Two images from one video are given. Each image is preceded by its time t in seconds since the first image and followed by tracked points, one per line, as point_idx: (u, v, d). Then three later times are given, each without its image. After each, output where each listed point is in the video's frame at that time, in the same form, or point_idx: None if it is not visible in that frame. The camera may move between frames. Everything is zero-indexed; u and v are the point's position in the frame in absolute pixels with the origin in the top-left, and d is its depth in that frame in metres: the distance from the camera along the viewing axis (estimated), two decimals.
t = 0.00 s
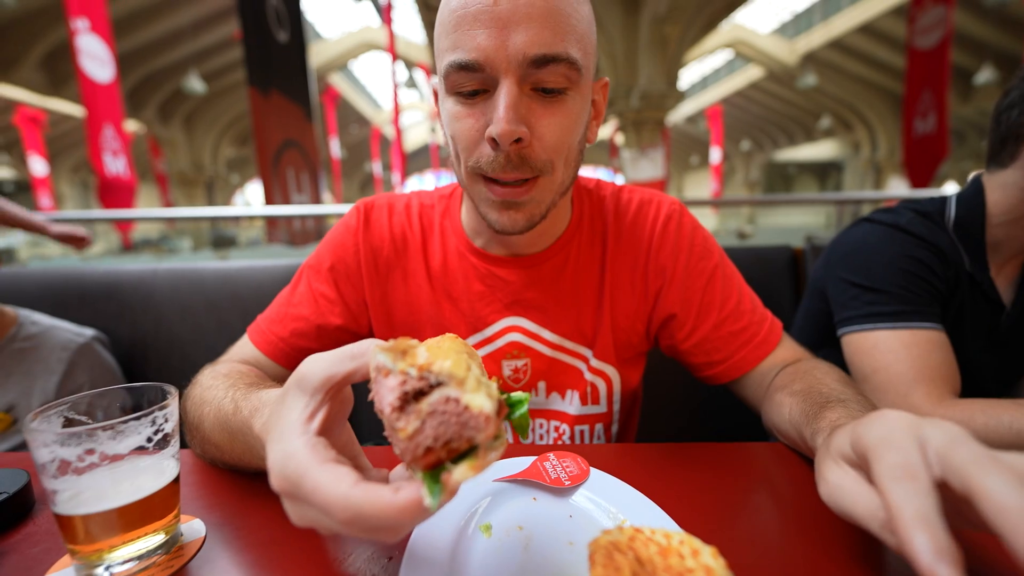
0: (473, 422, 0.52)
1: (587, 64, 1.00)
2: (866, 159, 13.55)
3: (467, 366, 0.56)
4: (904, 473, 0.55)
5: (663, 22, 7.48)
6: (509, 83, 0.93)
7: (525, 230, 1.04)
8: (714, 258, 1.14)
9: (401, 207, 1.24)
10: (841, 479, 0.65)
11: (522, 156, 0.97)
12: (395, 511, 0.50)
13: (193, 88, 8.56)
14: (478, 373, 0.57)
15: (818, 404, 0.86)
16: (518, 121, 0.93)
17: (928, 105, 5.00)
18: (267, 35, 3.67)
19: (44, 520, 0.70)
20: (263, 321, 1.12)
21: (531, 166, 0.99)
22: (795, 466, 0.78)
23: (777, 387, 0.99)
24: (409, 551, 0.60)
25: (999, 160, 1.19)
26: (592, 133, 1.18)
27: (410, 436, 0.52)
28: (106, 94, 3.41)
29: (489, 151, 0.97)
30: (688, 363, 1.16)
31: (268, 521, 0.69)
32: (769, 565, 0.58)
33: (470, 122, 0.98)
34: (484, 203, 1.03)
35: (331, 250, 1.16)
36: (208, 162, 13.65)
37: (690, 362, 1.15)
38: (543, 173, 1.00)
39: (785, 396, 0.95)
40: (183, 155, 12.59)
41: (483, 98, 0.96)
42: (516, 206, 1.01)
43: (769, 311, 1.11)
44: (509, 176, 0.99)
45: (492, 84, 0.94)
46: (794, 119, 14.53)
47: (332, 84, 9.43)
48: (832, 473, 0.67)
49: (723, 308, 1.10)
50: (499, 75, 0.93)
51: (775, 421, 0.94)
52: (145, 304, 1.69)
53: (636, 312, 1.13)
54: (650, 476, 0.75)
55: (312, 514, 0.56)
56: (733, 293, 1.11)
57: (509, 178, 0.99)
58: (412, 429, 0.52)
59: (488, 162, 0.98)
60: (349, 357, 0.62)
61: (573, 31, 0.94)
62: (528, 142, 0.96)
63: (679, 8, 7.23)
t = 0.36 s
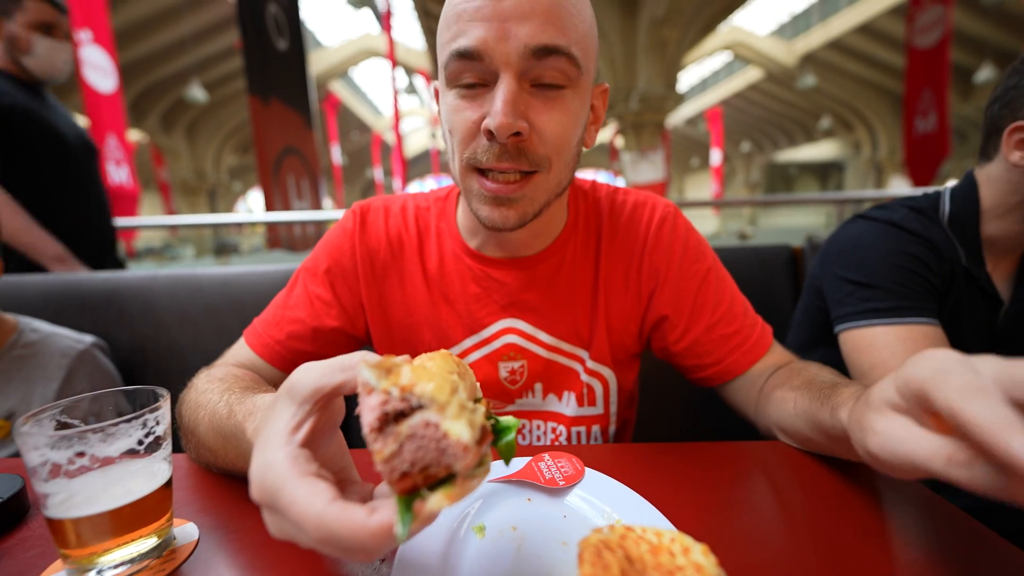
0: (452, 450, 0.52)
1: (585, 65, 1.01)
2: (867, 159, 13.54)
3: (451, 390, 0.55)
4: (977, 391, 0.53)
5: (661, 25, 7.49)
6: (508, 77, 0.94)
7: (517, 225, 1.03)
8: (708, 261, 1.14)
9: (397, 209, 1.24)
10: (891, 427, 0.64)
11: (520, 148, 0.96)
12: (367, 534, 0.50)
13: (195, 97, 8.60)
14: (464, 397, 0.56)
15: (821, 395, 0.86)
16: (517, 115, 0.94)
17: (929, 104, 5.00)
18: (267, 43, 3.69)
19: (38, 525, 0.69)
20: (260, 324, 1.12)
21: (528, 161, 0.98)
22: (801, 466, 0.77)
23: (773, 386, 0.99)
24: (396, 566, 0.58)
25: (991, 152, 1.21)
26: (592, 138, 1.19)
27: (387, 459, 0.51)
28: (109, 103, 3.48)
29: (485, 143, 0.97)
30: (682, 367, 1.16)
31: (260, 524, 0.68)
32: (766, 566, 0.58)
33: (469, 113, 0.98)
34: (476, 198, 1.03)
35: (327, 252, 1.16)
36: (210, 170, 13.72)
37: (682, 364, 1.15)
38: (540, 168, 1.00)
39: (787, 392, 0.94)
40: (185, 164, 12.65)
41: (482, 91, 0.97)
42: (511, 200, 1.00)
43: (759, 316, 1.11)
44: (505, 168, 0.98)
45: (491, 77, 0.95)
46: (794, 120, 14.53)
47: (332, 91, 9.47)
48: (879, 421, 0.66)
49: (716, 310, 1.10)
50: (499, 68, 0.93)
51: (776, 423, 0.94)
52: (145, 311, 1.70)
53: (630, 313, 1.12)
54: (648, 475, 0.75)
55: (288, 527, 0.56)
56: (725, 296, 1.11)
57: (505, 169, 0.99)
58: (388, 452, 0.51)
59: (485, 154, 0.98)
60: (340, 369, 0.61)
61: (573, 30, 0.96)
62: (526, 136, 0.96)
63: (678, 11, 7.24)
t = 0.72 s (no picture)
0: (451, 465, 0.52)
1: (564, 49, 1.01)
2: (868, 160, 13.53)
3: (453, 405, 0.55)
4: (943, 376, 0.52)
5: (660, 28, 7.50)
6: (486, 73, 0.94)
7: (515, 226, 1.03)
8: (707, 262, 1.13)
9: (395, 210, 1.24)
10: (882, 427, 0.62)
11: (505, 146, 0.97)
12: (362, 547, 0.50)
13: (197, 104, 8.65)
14: (465, 412, 0.56)
15: (819, 395, 0.86)
16: (499, 111, 0.94)
17: (930, 104, 5.00)
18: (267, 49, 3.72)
19: (34, 529, 0.69)
20: (257, 326, 1.12)
21: (515, 157, 0.98)
22: (807, 469, 0.76)
23: (773, 386, 0.99)
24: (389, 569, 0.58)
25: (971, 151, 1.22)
26: (580, 128, 1.19)
27: (386, 471, 0.51)
28: (114, 111, 3.45)
29: (470, 143, 0.97)
30: (682, 369, 1.15)
31: (258, 527, 0.68)
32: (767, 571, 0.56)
33: (451, 114, 0.99)
34: (469, 201, 1.02)
35: (325, 254, 1.16)
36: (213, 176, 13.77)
37: (680, 366, 1.14)
38: (529, 163, 0.99)
39: (785, 392, 0.94)
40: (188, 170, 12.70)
41: (462, 91, 0.98)
42: (502, 198, 1.00)
43: (760, 316, 1.10)
44: (494, 166, 0.98)
45: (470, 74, 0.96)
46: (795, 121, 14.54)
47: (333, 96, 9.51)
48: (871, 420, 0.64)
49: (715, 311, 1.09)
50: (477, 65, 0.94)
51: (776, 423, 0.93)
52: (146, 314, 1.70)
53: (628, 315, 1.12)
54: (647, 475, 0.74)
55: (283, 537, 0.55)
56: (724, 297, 1.10)
57: (494, 167, 0.98)
58: (388, 464, 0.51)
59: (471, 154, 0.98)
60: (343, 377, 0.60)
61: (546, 14, 0.96)
62: (511, 131, 0.96)
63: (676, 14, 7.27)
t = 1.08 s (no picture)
0: (470, 476, 0.51)
1: (540, 45, 1.00)
2: (870, 159, 13.51)
3: (471, 417, 0.54)
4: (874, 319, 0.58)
5: (660, 28, 7.50)
6: (461, 72, 0.94)
7: (497, 227, 1.02)
8: (704, 266, 1.12)
9: (393, 213, 1.24)
10: (818, 386, 0.66)
11: (485, 143, 0.95)
12: (379, 556, 0.50)
13: (198, 107, 8.68)
14: (483, 424, 0.55)
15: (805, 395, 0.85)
16: (474, 109, 0.93)
17: (932, 102, 4.99)
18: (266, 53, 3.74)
19: (33, 533, 0.69)
20: (253, 328, 1.12)
21: (496, 154, 0.97)
22: (811, 472, 0.75)
23: (763, 391, 0.99)
24: None
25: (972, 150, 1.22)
26: (564, 126, 1.18)
27: (405, 482, 0.51)
28: (115, 114, 3.48)
29: (447, 144, 0.97)
30: (679, 374, 1.15)
31: (257, 531, 0.68)
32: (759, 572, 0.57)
33: (429, 116, 0.98)
34: (450, 202, 1.01)
35: (322, 257, 1.16)
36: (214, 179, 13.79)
37: (677, 371, 1.15)
38: (509, 161, 0.98)
39: (775, 395, 0.94)
40: (189, 173, 12.72)
41: (438, 93, 0.98)
42: (481, 197, 0.99)
43: (760, 319, 1.09)
44: (472, 164, 0.97)
45: (445, 76, 0.96)
46: (796, 121, 14.52)
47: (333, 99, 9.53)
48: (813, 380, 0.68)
49: (712, 317, 1.08)
50: (450, 65, 0.94)
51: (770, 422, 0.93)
52: (146, 318, 1.70)
53: (622, 319, 1.12)
54: (644, 477, 0.74)
55: (297, 544, 0.56)
56: (722, 301, 1.09)
57: (471, 166, 0.97)
58: (408, 476, 0.51)
59: (449, 154, 0.97)
60: (357, 388, 0.60)
61: (518, 11, 0.96)
62: (489, 129, 0.95)
63: (676, 14, 7.27)
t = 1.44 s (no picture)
0: (463, 480, 0.51)
1: (523, 73, 0.96)
2: (869, 158, 13.53)
3: (466, 419, 0.54)
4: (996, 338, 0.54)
5: (658, 29, 7.52)
6: (441, 120, 0.91)
7: (489, 254, 1.04)
8: (698, 268, 1.12)
9: (393, 214, 1.23)
10: (916, 385, 0.64)
11: (472, 185, 0.96)
12: (372, 560, 0.50)
13: (198, 111, 8.70)
14: (478, 427, 0.54)
15: (832, 399, 0.86)
16: (459, 156, 0.92)
17: (930, 102, 5.01)
18: (264, 57, 3.76)
19: (35, 538, 0.69)
20: (257, 330, 1.12)
21: (484, 195, 0.98)
22: (818, 476, 0.76)
23: (778, 388, 0.99)
24: None
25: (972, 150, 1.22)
26: (552, 139, 1.17)
27: (397, 484, 0.50)
28: (115, 119, 3.49)
29: (433, 187, 0.97)
30: (676, 374, 1.15)
31: (259, 533, 0.68)
32: None
33: (412, 157, 0.97)
34: (443, 237, 1.02)
35: (323, 259, 1.16)
36: (214, 183, 13.80)
37: (674, 371, 1.15)
38: (498, 198, 0.99)
39: (795, 395, 0.93)
40: (188, 177, 12.74)
41: (420, 134, 0.95)
42: (473, 235, 1.00)
43: (755, 319, 1.10)
44: (461, 207, 0.98)
45: (425, 119, 0.92)
46: (794, 121, 14.54)
47: (332, 102, 9.54)
48: (909, 377, 0.65)
49: (707, 318, 1.08)
50: (430, 111, 0.90)
51: (783, 423, 0.92)
52: (147, 321, 1.70)
53: (618, 321, 1.12)
54: (646, 478, 0.75)
55: (294, 545, 0.56)
56: (718, 303, 1.09)
57: (463, 209, 0.98)
58: (400, 478, 0.51)
59: (436, 196, 0.97)
60: (356, 389, 0.60)
61: (497, 41, 0.90)
62: (475, 172, 0.95)
63: (674, 16, 7.30)
